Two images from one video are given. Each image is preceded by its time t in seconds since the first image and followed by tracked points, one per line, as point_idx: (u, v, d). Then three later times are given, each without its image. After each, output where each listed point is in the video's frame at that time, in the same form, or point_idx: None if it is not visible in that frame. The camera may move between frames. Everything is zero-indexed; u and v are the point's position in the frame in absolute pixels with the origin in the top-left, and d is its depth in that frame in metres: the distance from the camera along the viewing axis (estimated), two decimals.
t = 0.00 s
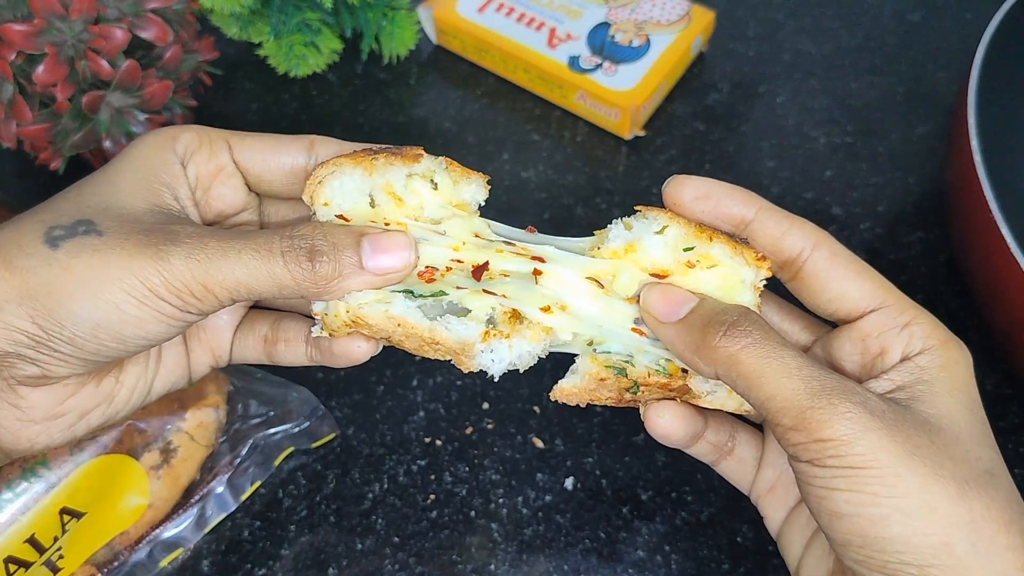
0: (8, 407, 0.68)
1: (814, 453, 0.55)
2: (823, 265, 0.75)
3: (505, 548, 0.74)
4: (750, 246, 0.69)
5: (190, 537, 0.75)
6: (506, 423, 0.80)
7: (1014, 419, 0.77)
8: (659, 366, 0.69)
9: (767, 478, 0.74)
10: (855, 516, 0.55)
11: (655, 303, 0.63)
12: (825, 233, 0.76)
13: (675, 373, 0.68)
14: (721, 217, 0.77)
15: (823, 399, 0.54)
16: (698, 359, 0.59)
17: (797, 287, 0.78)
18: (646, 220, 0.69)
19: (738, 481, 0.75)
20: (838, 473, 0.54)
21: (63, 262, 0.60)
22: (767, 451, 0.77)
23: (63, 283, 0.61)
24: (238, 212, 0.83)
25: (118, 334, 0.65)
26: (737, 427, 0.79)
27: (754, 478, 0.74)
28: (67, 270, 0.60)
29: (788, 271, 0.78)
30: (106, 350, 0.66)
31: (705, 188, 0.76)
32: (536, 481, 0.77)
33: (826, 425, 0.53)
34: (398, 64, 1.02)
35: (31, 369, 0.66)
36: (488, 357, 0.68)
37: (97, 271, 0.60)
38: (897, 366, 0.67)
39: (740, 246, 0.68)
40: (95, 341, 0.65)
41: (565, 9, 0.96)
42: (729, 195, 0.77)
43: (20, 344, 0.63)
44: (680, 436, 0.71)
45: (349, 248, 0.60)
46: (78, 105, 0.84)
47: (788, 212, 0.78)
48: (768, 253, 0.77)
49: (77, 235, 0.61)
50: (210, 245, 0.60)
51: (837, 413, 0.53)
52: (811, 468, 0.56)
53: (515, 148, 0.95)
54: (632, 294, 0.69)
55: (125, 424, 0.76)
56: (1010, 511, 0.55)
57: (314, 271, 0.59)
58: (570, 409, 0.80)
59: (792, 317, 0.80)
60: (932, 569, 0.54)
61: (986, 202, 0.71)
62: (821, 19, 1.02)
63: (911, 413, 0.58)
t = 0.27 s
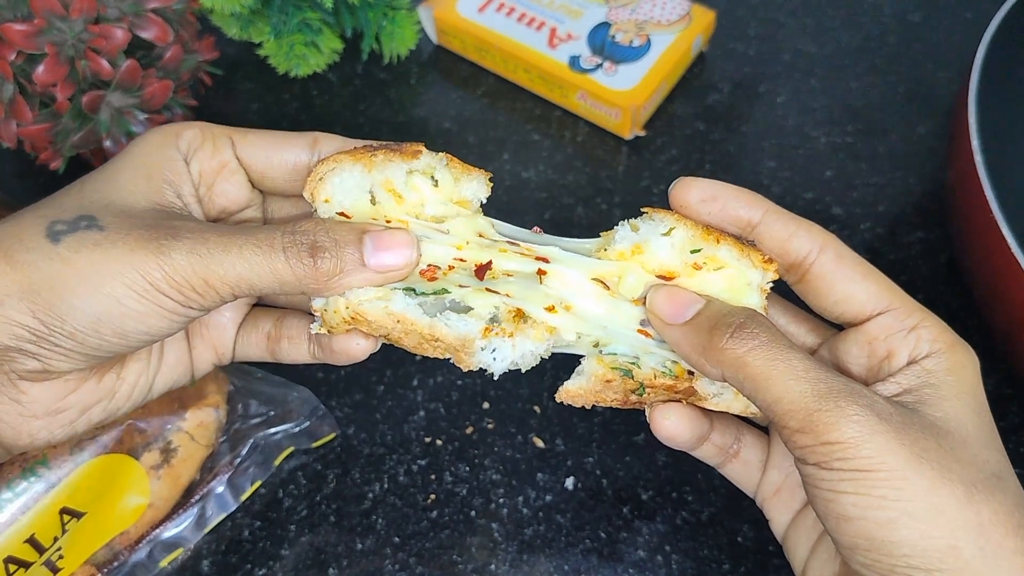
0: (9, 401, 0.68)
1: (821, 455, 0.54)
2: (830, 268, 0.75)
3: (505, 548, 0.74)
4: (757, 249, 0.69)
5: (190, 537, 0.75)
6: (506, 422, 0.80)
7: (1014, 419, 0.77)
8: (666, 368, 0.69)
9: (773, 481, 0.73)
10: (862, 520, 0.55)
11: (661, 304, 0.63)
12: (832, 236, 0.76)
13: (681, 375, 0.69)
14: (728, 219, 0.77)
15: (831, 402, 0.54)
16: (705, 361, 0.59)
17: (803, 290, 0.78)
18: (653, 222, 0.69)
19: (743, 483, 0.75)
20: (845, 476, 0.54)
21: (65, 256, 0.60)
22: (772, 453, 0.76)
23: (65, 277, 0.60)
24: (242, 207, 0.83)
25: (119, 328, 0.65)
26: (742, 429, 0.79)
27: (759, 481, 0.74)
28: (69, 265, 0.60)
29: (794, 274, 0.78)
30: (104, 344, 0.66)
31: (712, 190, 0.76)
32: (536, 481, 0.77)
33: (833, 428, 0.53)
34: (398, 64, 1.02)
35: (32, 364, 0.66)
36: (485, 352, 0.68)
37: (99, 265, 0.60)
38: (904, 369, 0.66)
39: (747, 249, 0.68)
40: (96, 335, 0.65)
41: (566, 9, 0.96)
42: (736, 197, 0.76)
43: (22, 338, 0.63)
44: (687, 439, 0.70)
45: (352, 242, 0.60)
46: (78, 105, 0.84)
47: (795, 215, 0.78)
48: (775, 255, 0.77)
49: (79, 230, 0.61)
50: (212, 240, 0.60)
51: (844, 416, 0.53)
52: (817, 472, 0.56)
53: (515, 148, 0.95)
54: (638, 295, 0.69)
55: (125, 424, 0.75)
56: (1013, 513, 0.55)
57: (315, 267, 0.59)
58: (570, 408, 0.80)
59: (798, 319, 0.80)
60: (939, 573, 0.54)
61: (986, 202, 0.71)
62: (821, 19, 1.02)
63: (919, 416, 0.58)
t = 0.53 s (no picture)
0: (4, 393, 0.69)
1: (827, 459, 0.55)
2: (836, 272, 0.75)
3: (505, 548, 0.74)
4: (762, 252, 0.69)
5: (190, 537, 0.75)
6: (506, 423, 0.80)
7: (1014, 419, 0.77)
8: (671, 372, 0.69)
9: (778, 486, 0.73)
10: (868, 524, 0.55)
11: (667, 309, 0.63)
12: (837, 240, 0.76)
13: (686, 379, 0.69)
14: (734, 223, 0.77)
15: (836, 406, 0.54)
16: (711, 364, 0.59)
17: (808, 293, 0.78)
18: (658, 225, 0.68)
19: (747, 487, 0.75)
20: (850, 479, 0.54)
21: (61, 251, 0.60)
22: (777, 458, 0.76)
23: (61, 272, 0.61)
24: (239, 202, 0.83)
25: (115, 323, 0.65)
26: (746, 433, 0.78)
27: (763, 485, 0.74)
28: (65, 259, 0.60)
29: (799, 278, 0.78)
30: (105, 340, 0.67)
31: (717, 194, 0.76)
32: (536, 481, 0.77)
33: (839, 432, 0.53)
34: (397, 64, 1.02)
35: (28, 357, 0.67)
36: (481, 348, 0.69)
37: (95, 260, 0.60)
38: (909, 373, 0.67)
39: (753, 252, 0.68)
40: (92, 330, 0.65)
41: (565, 9, 0.96)
42: (741, 201, 0.76)
43: (18, 331, 0.63)
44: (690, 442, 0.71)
45: (349, 242, 0.61)
46: (78, 105, 0.84)
47: (802, 219, 0.78)
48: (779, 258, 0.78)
49: (75, 225, 0.61)
50: (209, 238, 0.60)
51: (850, 419, 0.53)
52: (823, 475, 0.56)
53: (515, 148, 0.95)
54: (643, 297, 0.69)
55: (125, 424, 0.75)
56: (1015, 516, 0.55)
57: (311, 265, 0.59)
58: (570, 409, 0.80)
59: (803, 323, 0.80)
60: None
61: (985, 202, 0.72)
62: (820, 18, 1.02)
63: (925, 421, 0.58)
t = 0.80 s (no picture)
0: None
1: (828, 457, 0.55)
2: (837, 270, 0.75)
3: (505, 548, 0.74)
4: (764, 250, 0.68)
5: (190, 537, 0.75)
6: (506, 422, 0.80)
7: (1015, 419, 0.77)
8: (672, 369, 0.69)
9: (779, 483, 0.74)
10: (869, 522, 0.55)
11: (668, 306, 0.63)
12: (839, 238, 0.76)
13: (687, 377, 0.69)
14: (736, 220, 0.77)
15: (837, 404, 0.54)
16: (711, 362, 0.59)
17: (810, 291, 0.78)
18: (659, 223, 0.68)
19: (749, 484, 0.75)
20: (852, 477, 0.54)
21: (53, 246, 0.61)
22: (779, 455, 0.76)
23: (53, 266, 0.61)
24: (231, 198, 0.83)
25: (108, 318, 0.65)
26: (747, 430, 0.78)
27: (765, 482, 0.74)
28: (57, 254, 0.61)
29: (801, 275, 0.78)
30: (99, 335, 0.67)
31: (720, 191, 0.76)
32: (536, 481, 0.77)
33: (840, 430, 0.53)
34: (398, 64, 1.02)
35: (21, 351, 0.67)
36: (463, 347, 0.69)
37: (87, 255, 0.60)
38: (911, 371, 0.67)
39: (754, 250, 0.67)
40: (85, 325, 0.65)
41: (565, 9, 0.96)
42: (742, 199, 0.76)
43: (12, 326, 0.64)
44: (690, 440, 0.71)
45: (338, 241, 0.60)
46: (78, 104, 0.84)
47: (803, 216, 0.78)
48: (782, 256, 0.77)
49: (67, 220, 0.62)
50: (200, 233, 0.60)
51: (851, 418, 0.53)
52: (824, 473, 0.56)
53: (515, 148, 0.95)
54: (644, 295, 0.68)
55: (125, 423, 0.74)
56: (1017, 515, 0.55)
57: (303, 263, 0.59)
58: (570, 408, 0.80)
59: (804, 321, 0.80)
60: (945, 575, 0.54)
61: (985, 202, 0.71)
62: (821, 18, 1.02)
63: (927, 419, 0.58)
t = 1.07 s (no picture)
0: None
1: (826, 454, 0.55)
2: (836, 268, 0.75)
3: (505, 548, 0.75)
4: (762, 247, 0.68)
5: (190, 537, 0.75)
6: (506, 423, 0.80)
7: (1015, 419, 0.78)
8: (671, 367, 0.69)
9: (777, 480, 0.74)
10: (867, 518, 0.55)
11: (667, 305, 0.63)
12: (836, 235, 0.76)
13: (686, 374, 0.69)
14: (734, 218, 0.77)
15: (835, 400, 0.54)
16: (710, 359, 0.59)
17: (808, 289, 0.78)
18: (657, 221, 0.67)
19: (748, 482, 0.75)
20: (849, 474, 0.54)
21: (43, 241, 0.61)
22: (778, 452, 0.76)
23: (43, 261, 0.61)
24: (221, 193, 0.83)
25: (98, 312, 0.65)
26: (747, 427, 0.78)
27: (764, 480, 0.74)
28: (46, 249, 0.61)
29: (799, 273, 0.78)
30: (91, 330, 0.67)
31: (718, 189, 0.76)
32: (536, 481, 0.77)
33: (839, 427, 0.53)
34: (398, 64, 1.02)
35: (11, 346, 0.67)
36: (451, 336, 0.69)
37: (76, 249, 0.60)
38: (909, 369, 0.67)
39: (752, 248, 0.67)
40: (75, 319, 0.65)
41: (565, 9, 0.96)
42: (741, 197, 0.76)
43: (3, 321, 0.64)
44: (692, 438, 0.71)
45: (326, 232, 0.61)
46: (78, 105, 0.84)
47: (800, 214, 0.78)
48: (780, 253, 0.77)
49: (56, 215, 0.62)
50: (190, 226, 0.60)
51: (849, 414, 0.53)
52: (822, 470, 0.56)
53: (515, 148, 0.95)
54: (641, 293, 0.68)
55: (125, 423, 0.73)
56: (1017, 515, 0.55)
57: (291, 254, 0.60)
58: (570, 408, 0.80)
59: (803, 319, 0.80)
60: (943, 571, 0.54)
61: (985, 202, 0.72)
62: (821, 18, 1.02)
63: (925, 416, 0.58)
